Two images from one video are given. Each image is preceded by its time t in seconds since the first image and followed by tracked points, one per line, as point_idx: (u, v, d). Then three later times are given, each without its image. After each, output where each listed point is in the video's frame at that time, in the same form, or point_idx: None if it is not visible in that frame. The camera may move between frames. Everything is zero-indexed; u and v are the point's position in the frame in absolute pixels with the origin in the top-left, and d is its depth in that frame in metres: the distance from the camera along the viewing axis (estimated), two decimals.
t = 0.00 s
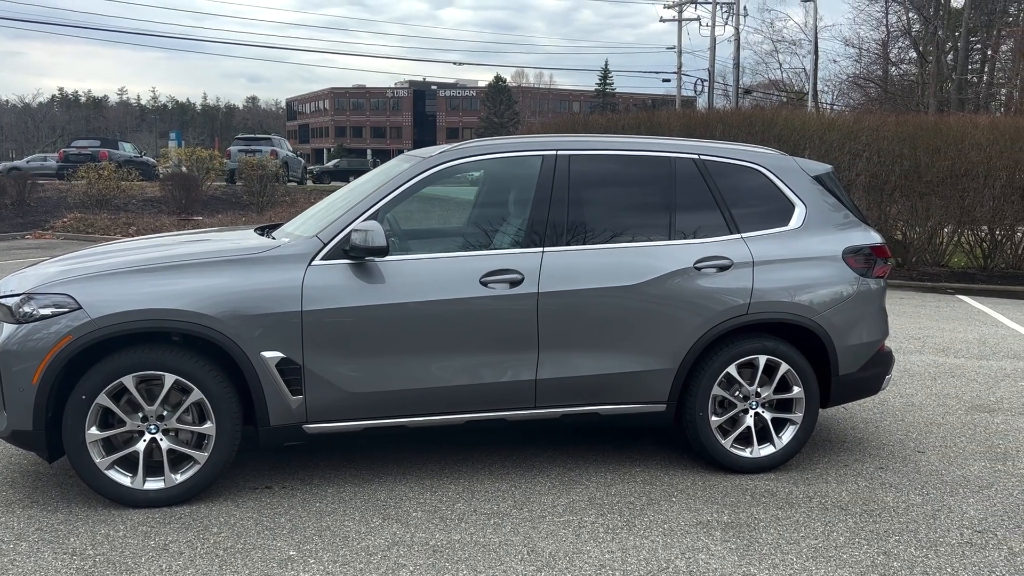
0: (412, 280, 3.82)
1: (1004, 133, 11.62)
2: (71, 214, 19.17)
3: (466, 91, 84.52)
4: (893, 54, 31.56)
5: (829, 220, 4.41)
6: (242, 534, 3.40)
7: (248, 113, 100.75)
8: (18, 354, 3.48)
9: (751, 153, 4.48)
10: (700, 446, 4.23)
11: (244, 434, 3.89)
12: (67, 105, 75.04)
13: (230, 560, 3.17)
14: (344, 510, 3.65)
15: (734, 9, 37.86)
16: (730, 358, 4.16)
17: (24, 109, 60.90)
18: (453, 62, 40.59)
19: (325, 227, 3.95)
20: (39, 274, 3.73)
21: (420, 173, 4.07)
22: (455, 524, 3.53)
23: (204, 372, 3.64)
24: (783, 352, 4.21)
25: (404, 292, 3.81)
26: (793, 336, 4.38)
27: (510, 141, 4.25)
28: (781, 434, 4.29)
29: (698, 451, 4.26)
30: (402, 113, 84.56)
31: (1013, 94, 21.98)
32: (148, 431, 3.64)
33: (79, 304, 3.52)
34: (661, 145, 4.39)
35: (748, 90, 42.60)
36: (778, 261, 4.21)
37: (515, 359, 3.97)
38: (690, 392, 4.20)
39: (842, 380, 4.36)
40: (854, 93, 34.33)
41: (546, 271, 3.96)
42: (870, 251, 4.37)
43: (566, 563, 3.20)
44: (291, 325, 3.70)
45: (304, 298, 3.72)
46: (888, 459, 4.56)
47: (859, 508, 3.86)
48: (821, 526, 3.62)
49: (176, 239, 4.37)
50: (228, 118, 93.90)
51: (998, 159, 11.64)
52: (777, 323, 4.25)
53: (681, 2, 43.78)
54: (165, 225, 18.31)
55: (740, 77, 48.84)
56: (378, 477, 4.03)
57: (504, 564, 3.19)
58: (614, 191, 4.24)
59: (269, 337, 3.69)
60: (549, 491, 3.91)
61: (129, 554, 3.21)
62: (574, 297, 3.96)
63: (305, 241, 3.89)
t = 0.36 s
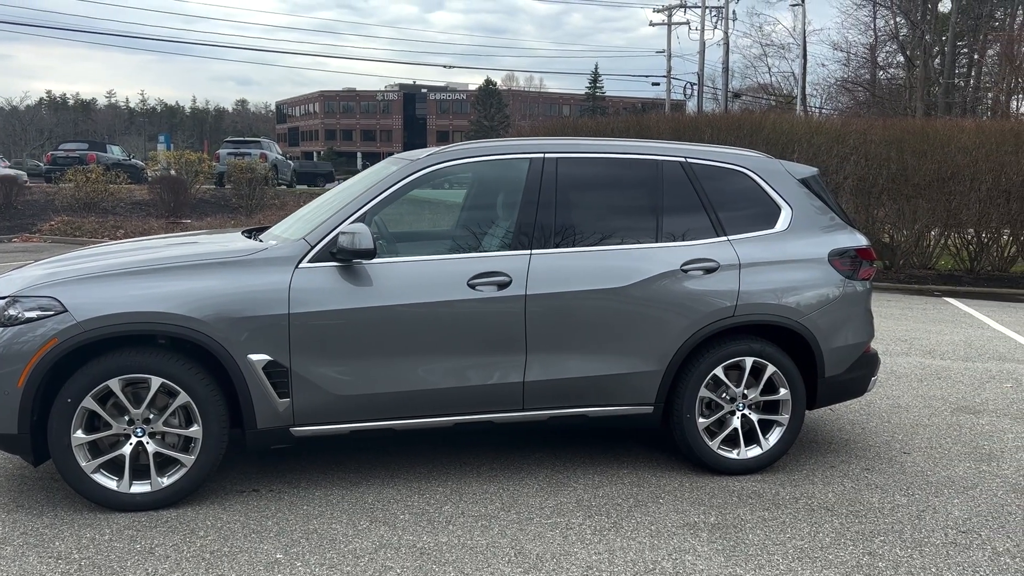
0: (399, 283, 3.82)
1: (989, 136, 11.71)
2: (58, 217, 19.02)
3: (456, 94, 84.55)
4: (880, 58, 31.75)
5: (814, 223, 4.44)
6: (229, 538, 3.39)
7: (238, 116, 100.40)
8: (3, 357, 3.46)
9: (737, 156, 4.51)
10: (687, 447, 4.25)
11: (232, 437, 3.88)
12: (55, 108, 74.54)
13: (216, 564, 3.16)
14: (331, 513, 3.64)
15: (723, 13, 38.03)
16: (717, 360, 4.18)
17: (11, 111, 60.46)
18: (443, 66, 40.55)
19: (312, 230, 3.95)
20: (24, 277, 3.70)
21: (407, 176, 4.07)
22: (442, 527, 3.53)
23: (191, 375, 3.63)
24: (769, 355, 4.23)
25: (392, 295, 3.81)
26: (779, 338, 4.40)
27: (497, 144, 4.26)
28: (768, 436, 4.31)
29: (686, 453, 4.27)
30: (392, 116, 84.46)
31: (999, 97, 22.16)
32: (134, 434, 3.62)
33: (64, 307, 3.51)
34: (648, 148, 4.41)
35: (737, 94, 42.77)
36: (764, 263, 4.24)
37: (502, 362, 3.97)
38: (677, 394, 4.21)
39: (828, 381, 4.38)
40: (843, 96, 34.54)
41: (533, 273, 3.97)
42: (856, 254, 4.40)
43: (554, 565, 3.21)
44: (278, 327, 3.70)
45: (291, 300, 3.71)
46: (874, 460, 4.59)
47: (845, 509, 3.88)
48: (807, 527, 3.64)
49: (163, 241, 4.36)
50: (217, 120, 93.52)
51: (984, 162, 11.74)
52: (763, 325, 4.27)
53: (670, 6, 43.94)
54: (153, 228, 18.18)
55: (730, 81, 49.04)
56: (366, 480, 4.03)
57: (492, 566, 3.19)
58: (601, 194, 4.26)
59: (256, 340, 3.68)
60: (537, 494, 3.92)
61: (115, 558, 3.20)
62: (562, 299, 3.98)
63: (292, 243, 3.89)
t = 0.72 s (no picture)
0: (390, 286, 3.82)
1: (978, 139, 11.79)
2: (47, 221, 18.92)
3: (448, 97, 84.62)
4: (871, 62, 31.93)
5: (804, 226, 4.46)
6: (219, 542, 3.38)
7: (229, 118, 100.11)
8: None
9: (727, 159, 4.53)
10: (678, 450, 4.26)
11: (222, 441, 3.87)
12: (44, 110, 74.14)
13: (206, 568, 3.15)
14: (322, 517, 3.64)
15: (714, 17, 38.16)
16: (707, 363, 4.20)
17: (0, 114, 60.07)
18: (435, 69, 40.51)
19: (303, 233, 3.94)
20: (12, 281, 3.69)
21: (398, 179, 4.07)
22: (433, 530, 3.53)
23: (181, 379, 3.62)
24: (759, 357, 4.25)
25: (383, 298, 3.81)
26: (770, 341, 4.42)
27: (489, 147, 4.27)
28: (759, 438, 4.33)
29: (676, 455, 4.29)
30: (384, 119, 84.39)
31: (988, 101, 22.32)
32: (123, 438, 3.61)
33: (53, 311, 3.49)
34: (639, 151, 4.43)
35: (728, 97, 42.91)
36: (754, 266, 4.26)
37: (493, 365, 3.98)
38: (668, 397, 4.23)
39: (818, 384, 4.41)
40: (833, 99, 34.72)
41: (524, 277, 3.98)
42: (845, 257, 4.42)
43: (544, 568, 3.21)
44: (268, 331, 3.69)
45: (282, 304, 3.70)
46: (864, 463, 4.61)
47: (834, 511, 3.90)
48: (797, 528, 3.66)
49: (154, 245, 4.34)
50: (208, 123, 93.21)
51: (972, 165, 11.82)
52: (753, 328, 4.29)
53: (662, 10, 44.08)
54: (144, 232, 18.09)
55: (721, 84, 49.19)
56: (357, 484, 4.02)
57: (483, 569, 3.19)
58: (592, 197, 4.27)
59: (246, 343, 3.67)
60: (528, 497, 3.92)
61: (104, 562, 3.18)
62: (553, 302, 3.98)
63: (283, 247, 3.88)
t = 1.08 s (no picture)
0: (380, 290, 3.82)
1: (966, 143, 11.87)
2: (37, 224, 18.80)
3: (439, 100, 84.64)
4: (860, 66, 32.11)
5: (793, 229, 4.49)
6: (208, 547, 3.37)
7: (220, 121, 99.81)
8: None
9: (716, 163, 4.56)
10: (668, 452, 4.27)
11: (212, 445, 3.86)
12: (34, 113, 73.73)
13: (195, 573, 3.14)
14: (312, 521, 3.63)
15: (705, 20, 38.29)
16: (697, 365, 4.21)
17: None
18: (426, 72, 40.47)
19: (293, 237, 3.94)
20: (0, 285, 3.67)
21: (388, 182, 4.08)
22: (424, 534, 3.53)
23: (171, 383, 3.61)
24: (749, 360, 4.26)
25: (373, 302, 3.81)
26: (759, 344, 4.44)
27: (480, 151, 4.28)
28: (748, 441, 4.34)
29: (667, 458, 4.30)
30: (376, 122, 84.33)
31: (976, 105, 22.49)
32: (113, 443, 3.60)
33: (42, 315, 3.48)
34: (629, 155, 4.45)
35: (719, 100, 43.05)
36: (743, 270, 4.28)
37: (484, 368, 3.98)
38: (658, 399, 4.24)
39: (807, 386, 4.43)
40: (823, 103, 34.90)
41: (515, 280, 3.98)
42: (833, 260, 4.45)
43: (534, 571, 3.22)
44: (258, 335, 3.68)
45: (271, 308, 3.70)
46: (853, 465, 4.64)
47: (823, 513, 3.92)
48: (787, 531, 3.68)
49: (143, 249, 4.33)
50: (199, 126, 92.89)
51: (961, 168, 11.90)
52: (742, 331, 4.31)
53: (653, 13, 44.23)
54: (134, 236, 18.00)
55: (712, 87, 49.37)
56: (347, 488, 4.02)
57: (473, 573, 3.19)
58: (582, 200, 4.28)
59: (237, 348, 3.66)
60: (518, 500, 3.92)
61: (93, 568, 3.17)
62: (543, 306, 3.99)
63: (273, 251, 3.88)
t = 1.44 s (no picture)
0: (371, 291, 3.82)
1: (956, 143, 11.94)
2: (27, 226, 18.70)
3: (432, 101, 84.62)
4: (851, 67, 32.25)
5: (782, 230, 4.51)
6: (198, 549, 3.36)
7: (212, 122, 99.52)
8: None
9: (707, 164, 4.57)
10: (658, 452, 4.28)
11: (202, 447, 3.84)
12: (24, 115, 73.33)
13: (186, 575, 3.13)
14: (302, 523, 3.62)
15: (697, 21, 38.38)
16: (688, 366, 4.23)
17: None
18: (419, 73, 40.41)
19: (283, 238, 3.94)
20: None
21: (379, 184, 4.07)
22: (414, 535, 3.53)
23: (160, 385, 3.60)
24: (739, 360, 4.28)
25: (363, 303, 3.80)
26: (749, 344, 4.45)
27: (470, 152, 4.28)
28: (738, 441, 4.36)
29: (658, 458, 4.31)
30: (368, 124, 84.23)
31: (966, 106, 22.64)
32: (102, 445, 3.58)
33: (31, 317, 3.46)
34: (619, 156, 4.46)
35: (711, 102, 43.20)
36: (733, 270, 4.29)
37: (474, 369, 3.98)
38: (649, 400, 4.25)
39: (797, 387, 4.45)
40: (814, 104, 35.06)
41: (505, 281, 3.99)
42: (823, 260, 4.47)
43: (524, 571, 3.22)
44: (249, 336, 3.68)
45: (262, 310, 3.69)
46: (843, 464, 4.66)
47: (814, 513, 3.94)
48: (777, 530, 3.69)
49: (133, 250, 4.31)
50: (190, 127, 92.57)
51: (951, 169, 11.97)
52: (732, 331, 4.32)
53: (645, 14, 44.31)
54: (125, 237, 17.92)
55: (704, 88, 49.49)
56: (338, 490, 4.01)
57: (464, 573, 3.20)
58: (573, 201, 4.29)
59: (227, 349, 3.66)
60: (509, 501, 3.92)
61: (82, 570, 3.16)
62: (533, 307, 3.99)
63: (264, 252, 3.87)
